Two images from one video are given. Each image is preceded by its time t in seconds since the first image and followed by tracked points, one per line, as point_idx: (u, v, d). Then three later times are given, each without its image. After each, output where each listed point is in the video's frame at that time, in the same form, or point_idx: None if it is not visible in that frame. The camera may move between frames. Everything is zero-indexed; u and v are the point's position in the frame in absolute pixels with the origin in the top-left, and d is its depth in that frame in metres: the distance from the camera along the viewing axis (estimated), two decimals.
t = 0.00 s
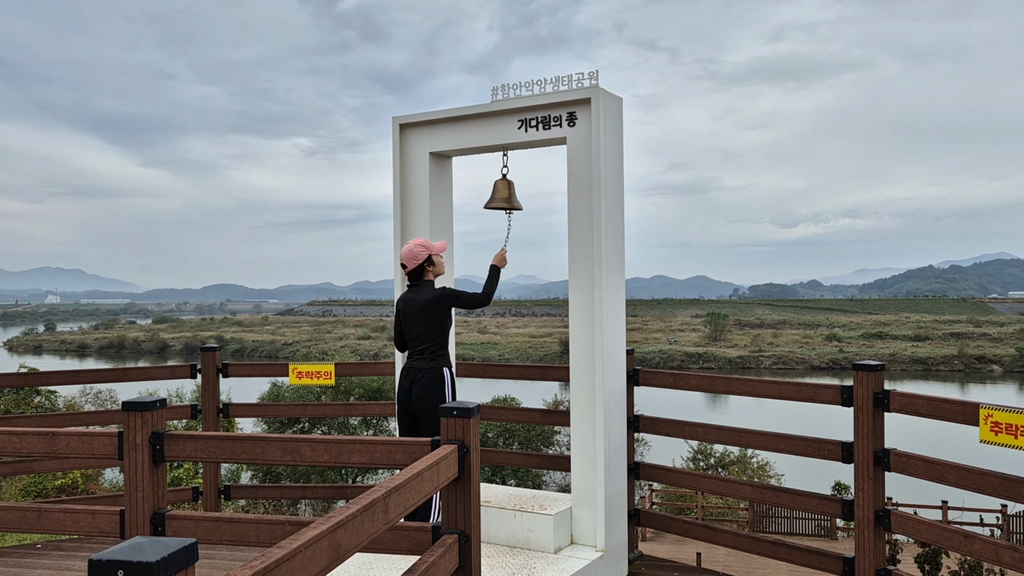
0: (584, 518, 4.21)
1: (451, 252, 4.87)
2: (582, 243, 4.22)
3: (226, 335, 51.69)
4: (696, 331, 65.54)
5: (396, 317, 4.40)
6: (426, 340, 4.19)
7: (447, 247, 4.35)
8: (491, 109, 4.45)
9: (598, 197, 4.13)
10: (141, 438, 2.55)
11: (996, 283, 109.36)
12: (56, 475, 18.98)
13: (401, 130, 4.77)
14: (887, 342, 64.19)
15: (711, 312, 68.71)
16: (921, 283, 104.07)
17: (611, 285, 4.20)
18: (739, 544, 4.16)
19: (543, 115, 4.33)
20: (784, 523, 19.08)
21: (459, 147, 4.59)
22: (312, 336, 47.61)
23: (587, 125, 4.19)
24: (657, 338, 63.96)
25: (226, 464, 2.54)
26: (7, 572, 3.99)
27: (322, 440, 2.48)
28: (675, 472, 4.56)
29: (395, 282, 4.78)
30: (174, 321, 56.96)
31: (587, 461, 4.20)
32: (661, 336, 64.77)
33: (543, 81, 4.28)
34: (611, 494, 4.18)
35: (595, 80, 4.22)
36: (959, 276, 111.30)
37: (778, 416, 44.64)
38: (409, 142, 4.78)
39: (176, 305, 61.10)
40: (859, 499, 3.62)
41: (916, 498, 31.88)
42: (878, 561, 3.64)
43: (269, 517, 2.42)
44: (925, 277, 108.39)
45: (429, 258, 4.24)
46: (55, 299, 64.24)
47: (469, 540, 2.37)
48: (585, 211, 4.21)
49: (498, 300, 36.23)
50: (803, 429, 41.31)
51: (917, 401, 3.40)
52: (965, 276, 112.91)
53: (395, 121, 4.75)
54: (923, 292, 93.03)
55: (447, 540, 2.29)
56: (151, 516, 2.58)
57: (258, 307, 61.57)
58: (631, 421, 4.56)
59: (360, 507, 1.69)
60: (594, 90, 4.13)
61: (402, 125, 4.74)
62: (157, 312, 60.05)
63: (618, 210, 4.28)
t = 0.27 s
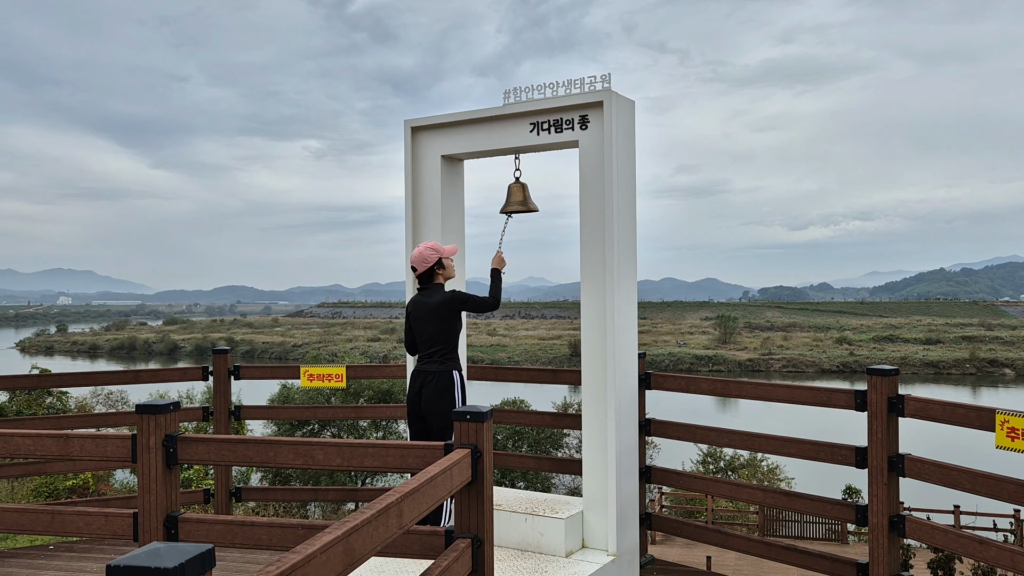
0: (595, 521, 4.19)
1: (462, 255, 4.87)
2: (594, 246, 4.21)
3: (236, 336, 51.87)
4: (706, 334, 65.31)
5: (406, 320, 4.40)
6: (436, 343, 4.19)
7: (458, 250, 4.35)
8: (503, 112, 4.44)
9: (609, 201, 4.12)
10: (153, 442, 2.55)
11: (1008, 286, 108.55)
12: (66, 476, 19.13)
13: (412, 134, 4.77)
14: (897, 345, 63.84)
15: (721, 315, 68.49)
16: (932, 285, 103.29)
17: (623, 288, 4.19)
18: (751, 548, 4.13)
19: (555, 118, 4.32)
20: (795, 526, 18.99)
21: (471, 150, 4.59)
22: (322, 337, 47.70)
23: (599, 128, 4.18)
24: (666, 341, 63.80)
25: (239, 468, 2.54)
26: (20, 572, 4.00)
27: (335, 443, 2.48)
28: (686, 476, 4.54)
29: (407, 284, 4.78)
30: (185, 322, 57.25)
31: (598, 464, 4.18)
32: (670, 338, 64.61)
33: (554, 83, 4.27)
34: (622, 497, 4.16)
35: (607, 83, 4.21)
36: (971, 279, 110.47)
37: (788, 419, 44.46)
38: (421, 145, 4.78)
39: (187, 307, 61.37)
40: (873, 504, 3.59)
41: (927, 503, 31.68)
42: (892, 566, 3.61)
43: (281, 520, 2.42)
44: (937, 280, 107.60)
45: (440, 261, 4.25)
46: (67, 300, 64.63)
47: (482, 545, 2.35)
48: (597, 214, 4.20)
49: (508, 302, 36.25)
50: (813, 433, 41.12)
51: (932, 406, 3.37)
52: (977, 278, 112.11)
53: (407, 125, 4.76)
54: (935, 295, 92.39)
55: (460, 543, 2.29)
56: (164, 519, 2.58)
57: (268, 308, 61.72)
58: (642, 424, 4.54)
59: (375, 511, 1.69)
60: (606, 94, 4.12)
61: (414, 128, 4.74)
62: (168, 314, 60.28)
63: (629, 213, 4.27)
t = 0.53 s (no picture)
0: (607, 521, 4.17)
1: (474, 254, 4.86)
2: (606, 245, 4.19)
3: (246, 335, 52.06)
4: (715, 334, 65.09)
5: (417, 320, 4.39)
6: (445, 342, 4.17)
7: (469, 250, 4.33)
8: (516, 111, 4.43)
9: (621, 200, 4.10)
10: (166, 439, 2.55)
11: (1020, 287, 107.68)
12: (77, 473, 19.33)
13: (425, 132, 4.77)
14: (908, 346, 63.48)
15: (730, 315, 68.24)
16: (943, 286, 102.56)
17: (636, 288, 4.17)
18: (765, 550, 4.10)
19: (568, 117, 4.31)
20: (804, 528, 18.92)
21: (484, 148, 4.58)
22: (332, 336, 47.80)
23: (612, 127, 4.16)
24: (675, 341, 63.63)
25: (252, 465, 2.54)
26: (35, 570, 4.01)
27: (349, 441, 2.47)
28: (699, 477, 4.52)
29: (419, 283, 4.78)
30: (195, 321, 57.54)
31: (610, 464, 4.16)
32: (679, 339, 64.44)
33: (567, 82, 4.26)
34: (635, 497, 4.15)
35: (620, 82, 4.19)
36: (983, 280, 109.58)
37: (798, 420, 44.25)
38: (433, 144, 4.77)
39: (197, 305, 61.64)
40: (889, 505, 3.56)
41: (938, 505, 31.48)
42: (906, 569, 3.58)
43: (293, 518, 2.42)
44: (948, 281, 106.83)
45: (450, 260, 4.24)
46: (79, 298, 65.05)
47: (496, 544, 2.34)
48: (609, 212, 4.18)
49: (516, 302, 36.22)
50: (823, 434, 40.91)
51: (947, 408, 3.33)
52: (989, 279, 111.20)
53: (420, 123, 4.76)
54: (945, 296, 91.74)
55: (472, 541, 2.28)
56: (176, 516, 2.59)
57: (277, 306, 61.90)
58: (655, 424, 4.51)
59: (389, 510, 1.68)
60: (619, 92, 4.10)
61: (426, 127, 4.74)
62: (179, 312, 60.57)
63: (641, 212, 4.25)
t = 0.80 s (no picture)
0: (616, 514, 4.17)
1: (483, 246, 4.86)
2: (616, 238, 4.18)
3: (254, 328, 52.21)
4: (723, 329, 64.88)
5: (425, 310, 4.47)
6: (448, 334, 4.24)
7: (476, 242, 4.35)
8: (526, 102, 4.41)
9: (632, 193, 4.08)
10: (179, 427, 2.56)
11: None
12: (88, 462, 19.54)
13: (435, 124, 4.76)
14: (917, 342, 63.12)
15: (738, 310, 67.97)
16: (953, 282, 101.82)
17: (646, 282, 4.15)
18: (774, 544, 4.09)
19: (579, 109, 4.29)
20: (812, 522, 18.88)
21: (494, 140, 4.57)
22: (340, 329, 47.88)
23: (623, 119, 4.13)
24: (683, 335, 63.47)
25: (264, 455, 2.54)
26: (49, 558, 4.04)
27: (360, 431, 2.47)
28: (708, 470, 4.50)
29: (428, 274, 4.78)
30: (204, 313, 57.79)
31: (619, 456, 4.16)
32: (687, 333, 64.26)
33: (578, 73, 4.23)
34: (644, 490, 4.13)
35: (631, 74, 4.16)
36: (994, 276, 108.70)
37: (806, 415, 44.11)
38: (443, 135, 4.76)
39: (206, 297, 61.87)
40: (900, 499, 3.54)
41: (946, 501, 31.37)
42: (917, 564, 3.56)
43: (304, 507, 2.42)
44: (959, 276, 106.07)
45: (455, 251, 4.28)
46: (89, 290, 65.43)
47: (506, 535, 2.34)
48: (619, 204, 4.16)
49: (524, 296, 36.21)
50: (831, 428, 40.78)
51: (959, 402, 3.30)
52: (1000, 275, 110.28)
53: (430, 115, 4.74)
54: (955, 291, 91.12)
55: (483, 531, 2.28)
56: (187, 506, 2.61)
57: (285, 299, 62.03)
58: (664, 417, 4.50)
59: (400, 500, 1.68)
60: (630, 84, 4.07)
61: (436, 118, 4.73)
62: (188, 304, 60.81)
63: (652, 205, 4.24)
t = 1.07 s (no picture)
0: (612, 501, 4.17)
1: (483, 232, 4.82)
2: (615, 225, 4.15)
3: (264, 315, 52.45)
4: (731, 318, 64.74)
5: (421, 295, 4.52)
6: (442, 320, 4.28)
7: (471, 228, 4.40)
8: (525, 87, 4.37)
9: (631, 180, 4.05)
10: (170, 411, 2.57)
11: None
12: (97, 447, 19.74)
13: (435, 110, 4.72)
14: (926, 332, 62.68)
15: (747, 300, 67.67)
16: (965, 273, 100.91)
17: (644, 269, 4.13)
18: (770, 533, 4.07)
19: (579, 94, 4.24)
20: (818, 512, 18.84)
21: (493, 126, 4.54)
22: (348, 316, 47.99)
23: (623, 105, 4.09)
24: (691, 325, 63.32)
25: (255, 439, 2.53)
26: (50, 541, 4.09)
27: (349, 417, 2.46)
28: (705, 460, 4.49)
29: (427, 260, 4.76)
30: (214, 300, 58.10)
31: (615, 445, 4.15)
32: (696, 323, 64.11)
33: (578, 58, 4.19)
34: (640, 480, 4.13)
35: (631, 57, 4.11)
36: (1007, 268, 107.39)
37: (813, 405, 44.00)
38: (443, 120, 4.72)
39: (216, 284, 62.14)
40: (896, 488, 3.52)
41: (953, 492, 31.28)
42: (914, 553, 3.54)
43: (293, 492, 2.42)
44: (971, 267, 105.04)
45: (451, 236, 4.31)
46: (100, 276, 65.85)
47: (494, 521, 2.34)
48: (619, 190, 4.13)
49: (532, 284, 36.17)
50: (838, 418, 40.65)
51: (957, 392, 3.29)
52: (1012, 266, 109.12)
53: (429, 100, 4.71)
54: (966, 282, 90.32)
55: (473, 517, 2.28)
56: (179, 490, 2.62)
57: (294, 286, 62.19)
58: (662, 405, 4.49)
59: (381, 484, 1.67)
60: (630, 69, 4.03)
61: (436, 103, 4.70)
62: (198, 291, 60.99)
63: (652, 192, 4.20)
